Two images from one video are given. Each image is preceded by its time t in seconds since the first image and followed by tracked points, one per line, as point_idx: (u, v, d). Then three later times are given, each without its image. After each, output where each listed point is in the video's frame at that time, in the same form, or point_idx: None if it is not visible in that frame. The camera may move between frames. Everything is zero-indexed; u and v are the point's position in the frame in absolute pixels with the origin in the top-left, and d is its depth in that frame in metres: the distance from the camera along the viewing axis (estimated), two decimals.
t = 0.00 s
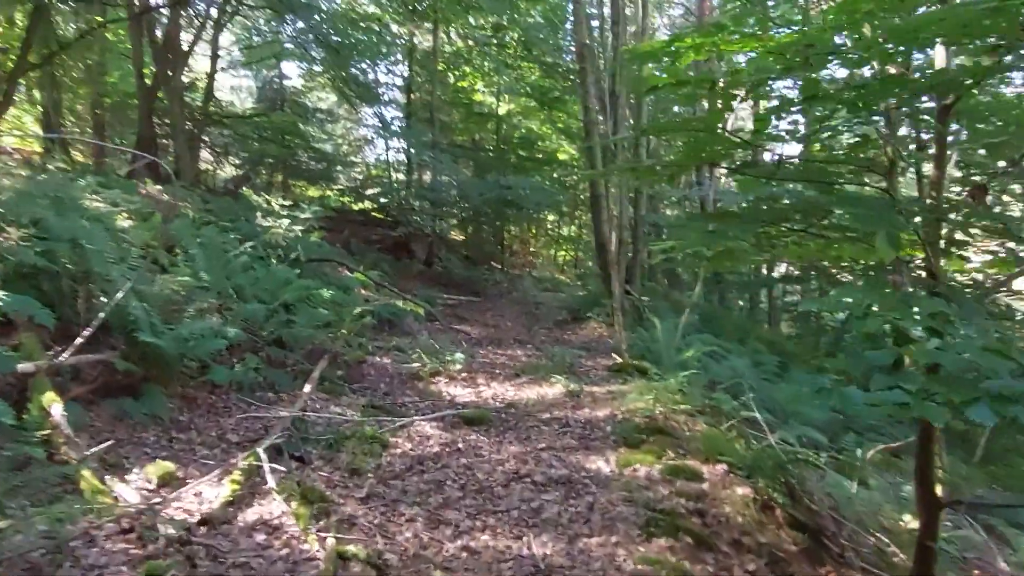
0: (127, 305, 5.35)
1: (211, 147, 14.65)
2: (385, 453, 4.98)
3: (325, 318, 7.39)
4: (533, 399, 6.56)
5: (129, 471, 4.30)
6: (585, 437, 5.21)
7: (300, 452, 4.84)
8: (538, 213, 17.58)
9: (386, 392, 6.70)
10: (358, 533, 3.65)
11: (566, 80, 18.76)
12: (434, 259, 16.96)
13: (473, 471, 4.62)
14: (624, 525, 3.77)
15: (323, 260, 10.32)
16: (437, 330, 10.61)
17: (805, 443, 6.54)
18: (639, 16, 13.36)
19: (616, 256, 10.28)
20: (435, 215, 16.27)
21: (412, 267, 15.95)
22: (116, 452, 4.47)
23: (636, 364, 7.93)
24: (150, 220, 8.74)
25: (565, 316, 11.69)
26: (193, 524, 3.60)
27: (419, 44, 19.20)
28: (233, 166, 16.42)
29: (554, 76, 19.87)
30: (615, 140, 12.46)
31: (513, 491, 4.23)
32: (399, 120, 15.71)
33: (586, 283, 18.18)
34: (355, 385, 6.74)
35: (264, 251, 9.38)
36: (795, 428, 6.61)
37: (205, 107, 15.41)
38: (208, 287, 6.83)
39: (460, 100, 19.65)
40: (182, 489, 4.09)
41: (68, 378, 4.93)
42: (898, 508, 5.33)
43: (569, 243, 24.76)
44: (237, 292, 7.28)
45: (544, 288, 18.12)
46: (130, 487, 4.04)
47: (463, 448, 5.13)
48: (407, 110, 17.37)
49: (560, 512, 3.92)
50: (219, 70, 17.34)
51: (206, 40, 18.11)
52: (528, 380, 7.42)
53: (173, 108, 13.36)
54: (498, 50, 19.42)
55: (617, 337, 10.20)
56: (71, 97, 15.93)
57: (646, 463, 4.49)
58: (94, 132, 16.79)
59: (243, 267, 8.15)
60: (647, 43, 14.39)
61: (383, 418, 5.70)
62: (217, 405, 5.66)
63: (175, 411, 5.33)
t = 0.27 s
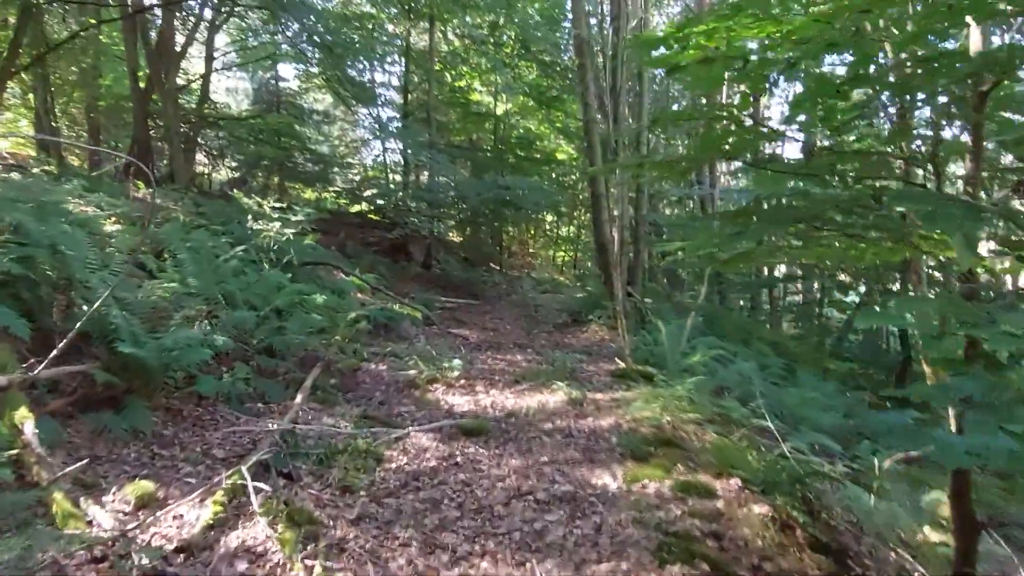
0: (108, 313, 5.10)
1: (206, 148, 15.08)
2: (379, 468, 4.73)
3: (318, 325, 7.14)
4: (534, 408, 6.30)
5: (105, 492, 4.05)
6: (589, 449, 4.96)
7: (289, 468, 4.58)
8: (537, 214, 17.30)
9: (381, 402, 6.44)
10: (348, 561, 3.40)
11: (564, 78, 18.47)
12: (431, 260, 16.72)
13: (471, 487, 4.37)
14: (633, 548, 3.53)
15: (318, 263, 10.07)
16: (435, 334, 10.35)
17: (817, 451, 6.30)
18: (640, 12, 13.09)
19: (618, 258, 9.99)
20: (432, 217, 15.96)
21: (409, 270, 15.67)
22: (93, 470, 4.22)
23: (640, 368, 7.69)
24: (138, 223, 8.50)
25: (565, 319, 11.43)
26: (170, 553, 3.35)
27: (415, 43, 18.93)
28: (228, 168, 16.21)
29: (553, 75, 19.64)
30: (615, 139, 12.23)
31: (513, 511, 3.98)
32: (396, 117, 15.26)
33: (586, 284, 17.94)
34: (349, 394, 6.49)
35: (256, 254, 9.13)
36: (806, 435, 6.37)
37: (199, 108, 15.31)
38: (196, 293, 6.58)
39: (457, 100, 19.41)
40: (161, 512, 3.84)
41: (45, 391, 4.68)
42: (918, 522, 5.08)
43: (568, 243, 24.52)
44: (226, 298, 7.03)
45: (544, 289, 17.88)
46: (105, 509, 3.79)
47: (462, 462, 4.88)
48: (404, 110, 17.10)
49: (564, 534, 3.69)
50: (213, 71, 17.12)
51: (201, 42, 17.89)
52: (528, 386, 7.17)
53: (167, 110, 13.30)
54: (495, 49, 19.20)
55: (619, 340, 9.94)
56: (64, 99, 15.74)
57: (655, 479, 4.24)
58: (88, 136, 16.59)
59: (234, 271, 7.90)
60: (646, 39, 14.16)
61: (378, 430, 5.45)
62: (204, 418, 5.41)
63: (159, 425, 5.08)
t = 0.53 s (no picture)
0: (79, 318, 4.80)
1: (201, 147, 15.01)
2: (367, 482, 4.44)
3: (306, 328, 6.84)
4: (533, 415, 6.01)
5: (70, 513, 3.76)
6: (592, 461, 4.67)
7: (271, 484, 4.29)
8: (535, 213, 16.94)
9: (372, 409, 6.15)
10: None
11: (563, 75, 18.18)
12: (428, 261, 16.41)
13: (466, 504, 4.08)
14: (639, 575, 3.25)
15: (310, 264, 9.76)
16: (430, 337, 10.04)
17: (828, 460, 6.01)
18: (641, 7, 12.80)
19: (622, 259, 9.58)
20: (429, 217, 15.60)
21: (405, 271, 15.36)
22: (59, 489, 3.93)
23: (643, 373, 7.40)
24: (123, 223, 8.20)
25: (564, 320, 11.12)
26: None
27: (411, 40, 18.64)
28: (222, 167, 15.90)
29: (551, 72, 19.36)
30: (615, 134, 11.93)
31: (511, 532, 3.69)
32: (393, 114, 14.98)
33: (585, 284, 17.66)
34: (339, 401, 6.20)
35: (245, 254, 8.83)
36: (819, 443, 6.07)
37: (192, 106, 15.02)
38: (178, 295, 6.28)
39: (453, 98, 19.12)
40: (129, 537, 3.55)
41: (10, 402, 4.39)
42: (939, 537, 4.80)
43: (566, 243, 24.24)
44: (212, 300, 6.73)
45: (543, 290, 17.60)
46: (67, 533, 3.50)
47: (456, 474, 4.59)
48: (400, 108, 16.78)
49: (565, 560, 3.40)
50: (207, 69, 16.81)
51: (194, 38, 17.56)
52: (526, 393, 6.88)
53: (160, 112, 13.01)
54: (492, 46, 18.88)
55: (620, 343, 9.64)
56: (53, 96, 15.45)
57: (664, 497, 3.97)
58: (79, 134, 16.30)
59: (220, 272, 7.59)
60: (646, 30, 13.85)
61: (368, 440, 5.15)
62: (184, 428, 5.12)
63: (135, 437, 4.79)
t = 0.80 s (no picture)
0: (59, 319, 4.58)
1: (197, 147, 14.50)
2: (362, 496, 4.21)
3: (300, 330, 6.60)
4: (535, 424, 5.78)
5: (43, 529, 3.53)
6: (598, 474, 4.45)
7: (259, 498, 4.06)
8: (535, 215, 16.74)
9: (368, 416, 5.91)
10: None
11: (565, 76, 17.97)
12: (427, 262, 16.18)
13: (466, 521, 3.86)
14: None
15: (306, 264, 9.53)
16: (428, 341, 9.80)
17: (841, 473, 5.79)
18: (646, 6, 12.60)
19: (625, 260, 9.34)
20: (428, 218, 15.37)
21: (403, 272, 15.12)
22: (32, 503, 3.70)
23: (648, 379, 7.18)
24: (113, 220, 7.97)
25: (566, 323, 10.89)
26: None
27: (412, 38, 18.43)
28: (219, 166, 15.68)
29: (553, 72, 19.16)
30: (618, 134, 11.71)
31: (513, 554, 3.47)
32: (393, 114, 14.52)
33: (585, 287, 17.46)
34: (333, 407, 5.96)
35: (240, 254, 8.60)
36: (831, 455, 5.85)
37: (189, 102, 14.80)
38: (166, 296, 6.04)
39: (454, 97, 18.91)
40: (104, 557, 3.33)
41: None
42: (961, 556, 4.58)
43: (566, 245, 24.05)
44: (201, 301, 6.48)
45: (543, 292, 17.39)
46: (38, 553, 3.27)
47: (455, 488, 4.36)
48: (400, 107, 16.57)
49: None
50: (205, 67, 16.58)
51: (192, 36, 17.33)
52: (528, 399, 6.65)
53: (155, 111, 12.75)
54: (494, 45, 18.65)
55: (623, 348, 9.41)
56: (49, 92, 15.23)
57: (675, 516, 3.76)
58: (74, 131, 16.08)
59: (212, 272, 7.35)
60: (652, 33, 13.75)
61: (363, 450, 4.92)
62: (169, 436, 4.89)
63: (117, 446, 4.56)
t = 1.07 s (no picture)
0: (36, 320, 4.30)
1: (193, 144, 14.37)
2: (358, 511, 3.93)
3: (295, 332, 6.32)
4: (540, 432, 5.52)
5: (11, 551, 3.26)
6: (610, 488, 4.19)
7: (249, 513, 3.78)
8: (535, 215, 16.35)
9: (365, 423, 5.63)
10: None
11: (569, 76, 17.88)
12: (424, 263, 15.90)
13: (469, 540, 3.59)
14: None
15: (301, 264, 9.25)
16: (427, 344, 9.52)
17: (860, 485, 5.53)
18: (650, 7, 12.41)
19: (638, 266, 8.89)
20: (427, 218, 14.98)
21: (401, 273, 14.83)
22: None
23: (655, 386, 6.91)
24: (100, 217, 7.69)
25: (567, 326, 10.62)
26: None
27: (411, 37, 18.23)
28: (215, 164, 15.43)
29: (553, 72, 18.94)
30: (621, 133, 11.48)
31: None
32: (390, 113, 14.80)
33: (585, 289, 17.22)
34: (329, 414, 5.68)
35: (232, 252, 8.31)
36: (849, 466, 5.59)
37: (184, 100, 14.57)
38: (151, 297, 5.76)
39: (452, 97, 18.73)
40: None
41: None
42: None
43: (563, 246, 23.85)
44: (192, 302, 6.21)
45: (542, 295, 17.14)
46: None
47: (458, 502, 4.09)
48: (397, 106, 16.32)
49: None
50: (201, 64, 16.32)
51: (189, 33, 17.07)
52: (531, 406, 6.38)
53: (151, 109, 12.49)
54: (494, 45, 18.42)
55: (627, 353, 9.16)
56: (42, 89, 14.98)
57: (696, 536, 3.51)
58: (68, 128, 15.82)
59: (203, 271, 7.07)
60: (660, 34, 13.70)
61: (359, 460, 4.64)
62: (153, 445, 4.61)
63: (97, 456, 4.28)
